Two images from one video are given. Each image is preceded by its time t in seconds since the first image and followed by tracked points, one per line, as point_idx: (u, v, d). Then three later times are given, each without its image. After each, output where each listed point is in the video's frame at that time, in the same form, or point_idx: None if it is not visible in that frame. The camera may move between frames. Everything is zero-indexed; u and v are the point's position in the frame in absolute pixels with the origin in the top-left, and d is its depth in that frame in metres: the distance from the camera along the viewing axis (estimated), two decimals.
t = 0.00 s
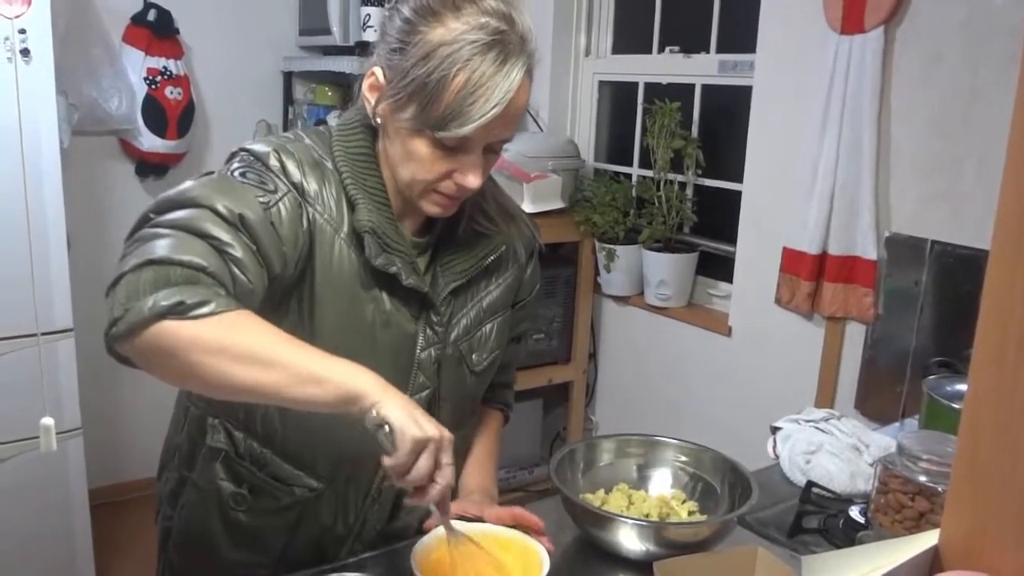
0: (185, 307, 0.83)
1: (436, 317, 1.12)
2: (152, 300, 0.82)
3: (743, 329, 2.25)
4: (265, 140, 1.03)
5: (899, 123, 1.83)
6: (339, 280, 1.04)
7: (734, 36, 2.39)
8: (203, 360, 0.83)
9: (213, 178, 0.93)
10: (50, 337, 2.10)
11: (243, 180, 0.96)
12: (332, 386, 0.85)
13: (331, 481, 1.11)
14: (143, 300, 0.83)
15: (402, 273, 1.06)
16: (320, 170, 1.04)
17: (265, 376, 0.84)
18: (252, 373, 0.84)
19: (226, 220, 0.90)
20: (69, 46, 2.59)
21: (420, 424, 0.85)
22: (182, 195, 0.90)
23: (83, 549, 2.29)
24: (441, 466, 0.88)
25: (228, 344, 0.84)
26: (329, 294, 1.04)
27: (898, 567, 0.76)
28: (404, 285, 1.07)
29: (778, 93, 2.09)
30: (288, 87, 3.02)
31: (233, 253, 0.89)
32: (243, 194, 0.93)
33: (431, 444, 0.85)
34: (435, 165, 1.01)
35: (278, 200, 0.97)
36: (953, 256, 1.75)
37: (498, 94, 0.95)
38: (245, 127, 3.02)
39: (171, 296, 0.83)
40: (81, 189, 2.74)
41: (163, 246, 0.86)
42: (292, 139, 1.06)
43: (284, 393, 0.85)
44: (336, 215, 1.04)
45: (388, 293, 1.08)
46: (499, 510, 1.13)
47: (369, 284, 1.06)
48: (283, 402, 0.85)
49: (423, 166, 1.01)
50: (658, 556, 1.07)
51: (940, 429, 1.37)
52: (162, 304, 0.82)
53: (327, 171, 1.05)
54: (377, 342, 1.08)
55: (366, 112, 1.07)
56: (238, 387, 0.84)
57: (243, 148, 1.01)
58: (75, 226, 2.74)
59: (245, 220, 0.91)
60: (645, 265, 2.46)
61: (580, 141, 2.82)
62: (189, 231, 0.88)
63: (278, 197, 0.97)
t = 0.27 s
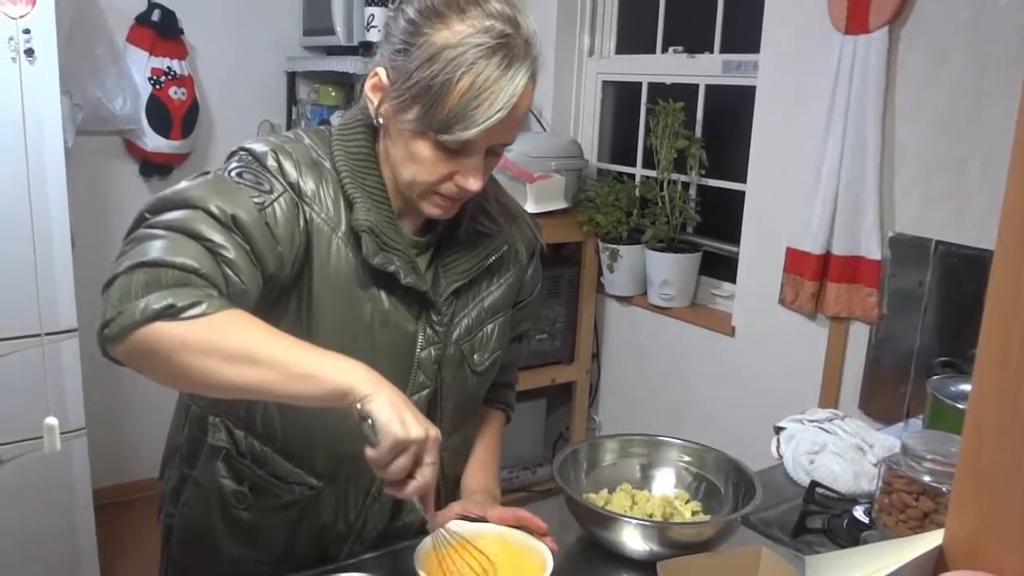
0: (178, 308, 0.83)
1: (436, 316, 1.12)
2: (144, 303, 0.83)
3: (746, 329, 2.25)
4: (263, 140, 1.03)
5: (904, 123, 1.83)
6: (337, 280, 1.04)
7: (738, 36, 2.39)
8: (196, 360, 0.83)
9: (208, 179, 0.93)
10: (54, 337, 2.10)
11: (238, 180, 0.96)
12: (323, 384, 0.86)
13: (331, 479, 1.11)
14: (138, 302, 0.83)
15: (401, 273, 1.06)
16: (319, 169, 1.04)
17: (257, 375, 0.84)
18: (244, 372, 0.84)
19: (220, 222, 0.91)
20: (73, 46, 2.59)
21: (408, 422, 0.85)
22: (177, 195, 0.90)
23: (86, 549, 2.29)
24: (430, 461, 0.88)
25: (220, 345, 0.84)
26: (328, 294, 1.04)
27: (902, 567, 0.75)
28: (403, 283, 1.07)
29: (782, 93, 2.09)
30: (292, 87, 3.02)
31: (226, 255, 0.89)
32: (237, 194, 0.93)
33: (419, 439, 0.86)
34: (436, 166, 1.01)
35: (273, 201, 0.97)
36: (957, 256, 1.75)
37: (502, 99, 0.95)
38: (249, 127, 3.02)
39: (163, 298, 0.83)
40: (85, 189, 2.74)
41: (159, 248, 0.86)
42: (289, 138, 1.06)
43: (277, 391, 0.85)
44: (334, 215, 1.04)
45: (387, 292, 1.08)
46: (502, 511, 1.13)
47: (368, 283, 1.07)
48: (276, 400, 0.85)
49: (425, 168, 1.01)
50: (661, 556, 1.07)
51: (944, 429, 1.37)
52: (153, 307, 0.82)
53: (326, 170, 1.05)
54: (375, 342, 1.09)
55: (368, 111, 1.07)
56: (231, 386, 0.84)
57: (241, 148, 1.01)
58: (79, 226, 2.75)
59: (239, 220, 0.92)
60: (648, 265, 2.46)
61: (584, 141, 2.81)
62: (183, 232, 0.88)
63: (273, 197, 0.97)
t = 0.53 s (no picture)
0: (161, 318, 0.84)
1: (433, 315, 1.12)
2: (125, 312, 0.84)
3: (749, 330, 2.25)
4: (256, 142, 1.04)
5: (907, 123, 1.83)
6: (332, 278, 1.04)
7: (740, 37, 2.39)
8: (182, 369, 0.84)
9: (193, 186, 0.94)
10: (58, 338, 2.11)
11: (224, 186, 0.96)
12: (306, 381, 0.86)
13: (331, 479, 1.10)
14: (123, 314, 0.84)
15: (397, 270, 1.05)
16: (311, 169, 1.04)
17: (242, 378, 0.85)
18: (230, 375, 0.85)
19: (202, 229, 0.91)
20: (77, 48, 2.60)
21: (394, 413, 0.85)
22: (162, 206, 0.91)
23: (90, 550, 2.30)
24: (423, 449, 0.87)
25: (201, 351, 0.85)
26: (323, 294, 1.04)
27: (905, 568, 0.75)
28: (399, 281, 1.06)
29: (784, 94, 2.09)
30: (295, 89, 3.03)
31: (208, 262, 0.90)
32: (222, 200, 0.94)
33: (407, 428, 0.85)
34: (432, 164, 1.01)
35: (259, 204, 0.97)
36: (960, 256, 1.75)
37: (495, 98, 0.95)
38: (252, 128, 3.02)
39: (142, 307, 0.84)
40: (89, 191, 2.75)
41: (144, 259, 0.87)
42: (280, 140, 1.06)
43: (263, 391, 0.85)
44: (326, 215, 1.04)
45: (382, 291, 1.08)
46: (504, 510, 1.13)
47: (365, 280, 1.06)
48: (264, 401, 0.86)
49: (419, 168, 1.01)
50: (665, 557, 1.07)
51: (948, 429, 1.37)
52: (133, 315, 0.84)
53: (319, 170, 1.05)
54: (371, 341, 1.08)
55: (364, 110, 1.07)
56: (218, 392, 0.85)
57: (233, 151, 1.02)
58: (83, 227, 2.76)
59: (222, 227, 0.92)
60: (651, 266, 2.46)
61: (586, 141, 2.81)
62: (168, 243, 0.89)
63: (259, 201, 0.97)
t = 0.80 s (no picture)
0: (113, 351, 0.85)
1: (419, 328, 1.12)
2: (76, 343, 0.85)
3: (752, 330, 2.25)
4: (233, 158, 1.03)
5: (907, 120, 1.83)
6: (309, 295, 1.04)
7: (740, 36, 2.39)
8: (132, 402, 0.86)
9: (159, 211, 0.93)
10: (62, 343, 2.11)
11: (190, 210, 0.95)
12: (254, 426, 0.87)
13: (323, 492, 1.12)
14: (76, 343, 0.85)
15: (378, 285, 1.06)
16: (289, 184, 1.04)
17: (190, 413, 0.87)
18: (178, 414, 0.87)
19: (162, 258, 0.90)
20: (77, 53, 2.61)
21: (342, 454, 0.86)
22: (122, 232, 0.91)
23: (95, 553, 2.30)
24: (378, 483, 0.88)
25: (151, 384, 0.86)
26: (302, 311, 1.04)
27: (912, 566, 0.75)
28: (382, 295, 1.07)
29: (785, 92, 2.09)
30: (295, 92, 3.03)
31: (167, 293, 0.89)
32: (185, 228, 0.93)
33: (352, 471, 0.86)
34: (406, 169, 1.01)
35: (225, 228, 0.96)
36: (962, 253, 1.75)
37: (455, 94, 0.94)
38: (253, 133, 3.03)
39: (92, 339, 0.85)
40: (90, 196, 2.75)
41: (101, 288, 0.87)
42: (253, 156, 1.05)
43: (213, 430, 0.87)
44: (302, 234, 1.03)
45: (364, 306, 1.08)
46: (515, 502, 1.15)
47: (345, 298, 1.06)
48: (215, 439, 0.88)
49: (392, 173, 1.02)
50: (670, 557, 1.07)
51: (952, 427, 1.37)
52: (82, 347, 0.85)
53: (299, 183, 1.05)
54: (354, 356, 1.08)
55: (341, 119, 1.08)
56: (165, 424, 0.87)
57: (209, 169, 1.02)
58: (86, 233, 2.76)
59: (180, 257, 0.91)
60: (653, 266, 2.46)
61: (587, 142, 2.81)
62: (127, 270, 0.89)
63: (226, 225, 0.96)
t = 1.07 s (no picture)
0: (94, 458, 0.97)
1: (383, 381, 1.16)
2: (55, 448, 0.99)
3: (754, 331, 2.25)
4: (166, 223, 1.01)
5: (908, 121, 1.83)
6: (256, 363, 1.05)
7: (741, 37, 2.39)
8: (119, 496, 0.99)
9: (94, 310, 0.97)
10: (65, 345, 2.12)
11: (123, 306, 0.97)
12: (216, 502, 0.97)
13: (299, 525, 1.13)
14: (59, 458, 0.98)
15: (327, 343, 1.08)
16: (223, 250, 1.01)
17: (161, 496, 0.98)
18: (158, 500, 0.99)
19: (99, 365, 0.96)
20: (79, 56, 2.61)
21: (296, 509, 0.95)
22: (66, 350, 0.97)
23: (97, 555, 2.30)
24: (338, 522, 0.96)
25: (121, 476, 0.98)
26: (252, 379, 1.05)
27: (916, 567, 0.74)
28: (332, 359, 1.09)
29: (786, 93, 2.09)
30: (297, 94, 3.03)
31: (114, 394, 0.97)
32: (117, 327, 0.96)
33: (306, 523, 0.95)
34: (323, 236, 0.97)
35: (161, 318, 0.97)
36: (964, 254, 1.74)
37: (331, 162, 0.89)
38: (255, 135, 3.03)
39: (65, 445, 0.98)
40: (92, 198, 2.75)
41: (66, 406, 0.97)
42: (186, 221, 1.01)
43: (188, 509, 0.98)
44: (239, 305, 1.02)
45: (316, 367, 1.09)
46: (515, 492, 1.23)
47: (295, 358, 1.08)
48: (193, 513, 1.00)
49: (311, 241, 1.00)
50: (672, 559, 1.07)
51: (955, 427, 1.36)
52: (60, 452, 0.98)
53: (234, 245, 1.02)
54: (314, 414, 1.11)
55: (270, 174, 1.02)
56: (146, 503, 1.00)
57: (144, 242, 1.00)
58: (88, 236, 2.76)
59: (114, 360, 0.95)
60: (655, 267, 2.46)
61: (588, 144, 2.81)
62: (77, 377, 0.97)
63: (159, 317, 0.96)
